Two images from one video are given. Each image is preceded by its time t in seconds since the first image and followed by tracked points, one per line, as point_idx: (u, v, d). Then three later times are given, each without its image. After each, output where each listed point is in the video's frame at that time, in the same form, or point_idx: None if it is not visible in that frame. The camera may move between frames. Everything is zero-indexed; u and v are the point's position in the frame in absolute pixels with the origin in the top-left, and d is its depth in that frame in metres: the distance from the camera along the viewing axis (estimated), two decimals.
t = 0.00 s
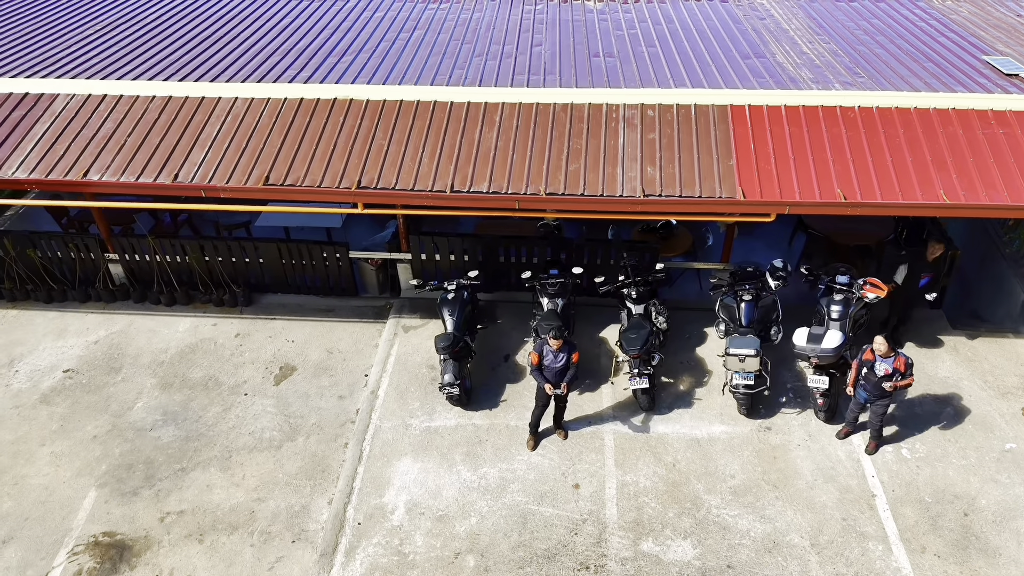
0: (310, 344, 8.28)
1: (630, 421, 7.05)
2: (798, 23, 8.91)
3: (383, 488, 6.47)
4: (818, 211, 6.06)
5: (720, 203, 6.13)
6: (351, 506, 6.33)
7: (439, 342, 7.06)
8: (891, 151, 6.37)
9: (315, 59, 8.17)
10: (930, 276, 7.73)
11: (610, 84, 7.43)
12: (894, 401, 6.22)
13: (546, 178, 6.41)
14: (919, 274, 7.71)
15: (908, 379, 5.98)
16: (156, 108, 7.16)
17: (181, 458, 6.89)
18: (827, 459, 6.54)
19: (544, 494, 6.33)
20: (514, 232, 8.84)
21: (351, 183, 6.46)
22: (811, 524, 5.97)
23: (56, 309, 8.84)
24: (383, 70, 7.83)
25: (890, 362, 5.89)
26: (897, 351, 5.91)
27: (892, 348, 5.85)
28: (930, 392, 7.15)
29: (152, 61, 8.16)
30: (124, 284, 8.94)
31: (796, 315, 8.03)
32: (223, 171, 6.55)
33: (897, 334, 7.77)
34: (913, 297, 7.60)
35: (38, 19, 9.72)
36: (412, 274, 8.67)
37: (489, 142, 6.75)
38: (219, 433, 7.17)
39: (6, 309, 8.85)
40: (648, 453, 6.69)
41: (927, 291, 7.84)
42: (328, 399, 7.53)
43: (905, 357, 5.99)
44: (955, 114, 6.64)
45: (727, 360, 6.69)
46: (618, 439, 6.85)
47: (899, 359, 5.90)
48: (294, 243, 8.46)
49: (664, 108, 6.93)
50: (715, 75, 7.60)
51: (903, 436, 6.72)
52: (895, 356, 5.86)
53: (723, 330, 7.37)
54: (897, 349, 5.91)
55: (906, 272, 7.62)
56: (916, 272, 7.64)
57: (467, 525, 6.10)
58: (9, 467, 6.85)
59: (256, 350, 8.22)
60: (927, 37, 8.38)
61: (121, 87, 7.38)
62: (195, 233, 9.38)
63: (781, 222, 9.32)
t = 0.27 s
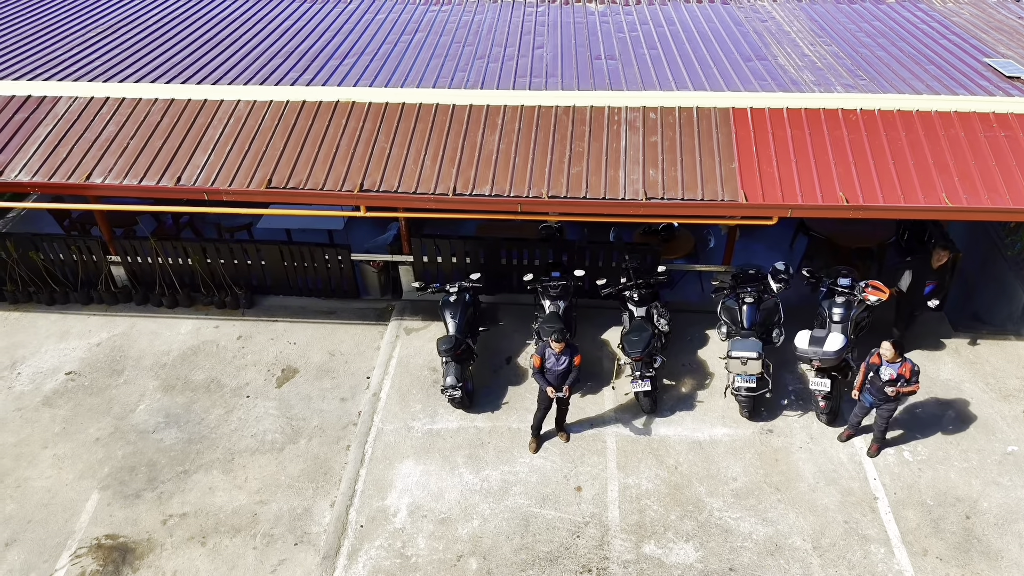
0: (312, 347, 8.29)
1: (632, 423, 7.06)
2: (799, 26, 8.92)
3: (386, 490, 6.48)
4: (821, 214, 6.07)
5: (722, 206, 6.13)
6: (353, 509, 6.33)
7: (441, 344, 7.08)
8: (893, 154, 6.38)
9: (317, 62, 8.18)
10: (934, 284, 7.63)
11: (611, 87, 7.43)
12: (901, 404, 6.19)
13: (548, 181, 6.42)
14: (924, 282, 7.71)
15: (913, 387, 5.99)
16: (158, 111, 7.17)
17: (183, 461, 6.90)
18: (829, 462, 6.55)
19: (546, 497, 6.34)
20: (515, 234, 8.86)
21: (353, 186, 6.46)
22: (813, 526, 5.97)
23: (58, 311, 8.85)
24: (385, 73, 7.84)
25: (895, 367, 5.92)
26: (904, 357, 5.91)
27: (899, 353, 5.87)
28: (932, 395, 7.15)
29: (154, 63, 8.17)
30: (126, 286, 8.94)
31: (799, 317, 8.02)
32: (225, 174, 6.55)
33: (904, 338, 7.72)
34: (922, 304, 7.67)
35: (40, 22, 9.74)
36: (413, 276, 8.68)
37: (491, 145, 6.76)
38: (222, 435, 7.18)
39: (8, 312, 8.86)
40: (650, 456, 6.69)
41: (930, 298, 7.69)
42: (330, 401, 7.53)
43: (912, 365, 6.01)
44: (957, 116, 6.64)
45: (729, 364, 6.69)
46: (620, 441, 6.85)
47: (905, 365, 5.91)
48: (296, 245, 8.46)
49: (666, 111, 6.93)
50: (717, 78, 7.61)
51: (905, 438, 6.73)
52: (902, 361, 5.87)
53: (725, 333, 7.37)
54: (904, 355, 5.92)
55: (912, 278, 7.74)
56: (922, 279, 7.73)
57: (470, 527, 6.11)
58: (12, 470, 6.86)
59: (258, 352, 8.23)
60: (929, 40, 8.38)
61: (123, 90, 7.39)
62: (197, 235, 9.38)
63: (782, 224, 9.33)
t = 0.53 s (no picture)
0: (313, 349, 8.31)
1: (632, 425, 7.08)
2: (798, 29, 8.95)
3: (387, 493, 6.51)
4: (820, 218, 6.09)
5: (722, 210, 6.16)
6: (355, 511, 6.36)
7: (442, 347, 7.10)
8: (892, 157, 6.41)
9: (319, 65, 8.21)
10: (935, 290, 7.23)
11: (611, 90, 7.46)
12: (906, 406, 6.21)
13: (549, 185, 6.44)
14: (924, 288, 7.35)
15: (914, 394, 6.02)
16: (160, 115, 7.19)
17: (185, 463, 6.93)
18: (829, 464, 6.57)
19: (547, 499, 6.37)
20: (516, 236, 8.88)
21: (355, 189, 6.49)
22: (812, 529, 6.00)
23: (60, 313, 8.88)
24: (386, 76, 7.87)
25: (898, 373, 5.94)
26: (908, 363, 5.93)
27: (902, 360, 5.88)
28: (931, 397, 7.19)
29: (156, 67, 8.20)
30: (127, 288, 8.97)
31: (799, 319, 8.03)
32: (227, 178, 6.57)
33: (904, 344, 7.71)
34: (923, 309, 7.36)
35: (42, 25, 9.77)
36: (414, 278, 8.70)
37: (492, 149, 6.78)
38: (223, 437, 7.21)
39: (10, 314, 8.88)
40: (650, 458, 6.72)
41: (930, 304, 7.32)
42: (332, 403, 7.56)
43: (917, 372, 6.01)
44: (955, 120, 6.67)
45: (729, 366, 6.73)
46: (620, 444, 6.88)
47: (908, 371, 5.93)
48: (297, 248, 8.48)
49: (666, 115, 6.96)
50: (716, 81, 7.64)
51: (905, 441, 6.76)
52: (905, 368, 5.89)
53: (725, 335, 7.40)
54: (908, 361, 5.93)
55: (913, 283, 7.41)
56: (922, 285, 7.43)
57: (471, 529, 6.14)
58: (14, 472, 6.89)
59: (259, 354, 8.25)
60: (928, 43, 8.41)
61: (125, 93, 7.41)
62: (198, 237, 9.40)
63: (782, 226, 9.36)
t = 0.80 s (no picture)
0: (316, 353, 8.36)
1: (634, 430, 7.13)
2: (799, 34, 9.00)
3: (390, 497, 6.55)
4: (820, 225, 6.13)
5: (723, 216, 6.20)
6: (358, 515, 6.41)
7: (444, 351, 7.13)
8: (891, 164, 6.45)
9: (322, 70, 8.26)
10: (936, 298, 7.05)
11: (613, 96, 7.51)
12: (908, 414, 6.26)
13: (551, 192, 6.49)
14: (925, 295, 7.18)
15: (914, 404, 6.07)
16: (165, 121, 7.24)
17: (190, 467, 6.98)
18: (829, 469, 6.62)
19: (549, 503, 6.41)
20: (517, 241, 8.93)
21: (358, 196, 6.53)
22: (812, 533, 6.04)
23: (65, 317, 8.93)
24: (389, 82, 7.92)
25: (900, 381, 6.00)
26: (911, 372, 5.97)
27: (905, 368, 5.93)
28: (930, 402, 7.24)
29: (160, 72, 8.26)
30: (131, 292, 9.01)
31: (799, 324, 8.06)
32: (231, 185, 6.61)
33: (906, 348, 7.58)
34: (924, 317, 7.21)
35: (47, 31, 9.83)
36: (416, 283, 8.75)
37: (494, 155, 6.83)
38: (227, 441, 7.26)
39: (14, 318, 8.94)
40: (652, 463, 6.77)
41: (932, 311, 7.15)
42: (335, 407, 7.61)
43: (919, 382, 6.05)
44: (955, 127, 6.71)
45: (730, 371, 6.76)
46: (622, 448, 6.93)
47: (910, 380, 5.97)
48: (300, 252, 8.52)
49: (668, 121, 7.01)
50: (717, 87, 7.68)
51: (905, 445, 6.80)
52: (907, 376, 5.94)
53: (726, 340, 7.44)
54: (912, 369, 5.97)
55: (914, 290, 7.26)
56: (923, 292, 7.29)
57: (473, 533, 6.18)
58: (20, 476, 6.93)
59: (262, 358, 8.30)
60: (927, 48, 8.45)
61: (130, 100, 7.46)
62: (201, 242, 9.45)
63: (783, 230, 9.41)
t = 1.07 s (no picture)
0: (319, 360, 8.44)
1: (633, 437, 7.21)
2: (797, 43, 9.07)
3: (392, 504, 6.63)
4: (817, 236, 6.21)
5: (721, 227, 6.27)
6: (361, 522, 6.48)
7: (446, 360, 7.21)
8: (888, 176, 6.53)
9: (324, 80, 8.34)
10: (939, 309, 7.00)
11: (613, 107, 7.58)
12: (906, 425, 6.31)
13: (551, 203, 6.56)
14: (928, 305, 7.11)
15: (909, 416, 6.12)
16: (169, 132, 7.31)
17: (194, 474, 7.06)
18: (826, 477, 6.69)
19: (549, 511, 6.48)
20: (518, 249, 9.01)
21: (361, 207, 6.61)
22: (810, 541, 6.12)
23: (69, 325, 9.01)
24: (391, 92, 8.00)
25: (896, 391, 6.06)
26: (909, 384, 6.02)
27: (903, 379, 5.99)
28: (927, 410, 7.31)
29: (164, 82, 8.34)
30: (135, 299, 9.09)
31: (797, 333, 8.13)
32: (235, 196, 6.69)
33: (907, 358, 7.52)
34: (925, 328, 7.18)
35: (52, 41, 9.93)
36: (418, 290, 8.83)
37: (495, 166, 6.90)
38: (231, 449, 7.33)
39: (20, 325, 9.02)
40: (651, 470, 6.84)
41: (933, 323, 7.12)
42: (337, 415, 7.69)
43: (917, 395, 6.08)
44: (950, 138, 6.79)
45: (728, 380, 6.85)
46: (621, 456, 7.00)
47: (908, 392, 6.03)
48: (303, 260, 8.60)
49: (667, 132, 7.08)
50: (716, 97, 7.75)
51: (902, 453, 6.88)
52: (904, 387, 5.99)
53: (724, 348, 7.53)
54: (911, 381, 6.01)
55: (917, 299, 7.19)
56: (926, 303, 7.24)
57: (474, 541, 6.26)
58: (26, 483, 7.01)
59: (265, 366, 8.38)
60: (924, 58, 8.53)
61: (135, 110, 7.54)
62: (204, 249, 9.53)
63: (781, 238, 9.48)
